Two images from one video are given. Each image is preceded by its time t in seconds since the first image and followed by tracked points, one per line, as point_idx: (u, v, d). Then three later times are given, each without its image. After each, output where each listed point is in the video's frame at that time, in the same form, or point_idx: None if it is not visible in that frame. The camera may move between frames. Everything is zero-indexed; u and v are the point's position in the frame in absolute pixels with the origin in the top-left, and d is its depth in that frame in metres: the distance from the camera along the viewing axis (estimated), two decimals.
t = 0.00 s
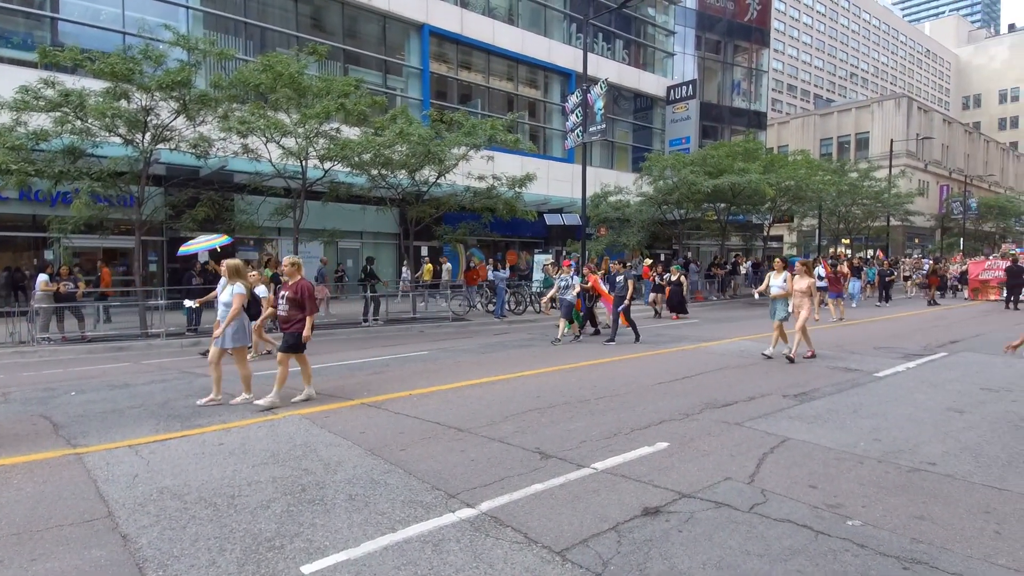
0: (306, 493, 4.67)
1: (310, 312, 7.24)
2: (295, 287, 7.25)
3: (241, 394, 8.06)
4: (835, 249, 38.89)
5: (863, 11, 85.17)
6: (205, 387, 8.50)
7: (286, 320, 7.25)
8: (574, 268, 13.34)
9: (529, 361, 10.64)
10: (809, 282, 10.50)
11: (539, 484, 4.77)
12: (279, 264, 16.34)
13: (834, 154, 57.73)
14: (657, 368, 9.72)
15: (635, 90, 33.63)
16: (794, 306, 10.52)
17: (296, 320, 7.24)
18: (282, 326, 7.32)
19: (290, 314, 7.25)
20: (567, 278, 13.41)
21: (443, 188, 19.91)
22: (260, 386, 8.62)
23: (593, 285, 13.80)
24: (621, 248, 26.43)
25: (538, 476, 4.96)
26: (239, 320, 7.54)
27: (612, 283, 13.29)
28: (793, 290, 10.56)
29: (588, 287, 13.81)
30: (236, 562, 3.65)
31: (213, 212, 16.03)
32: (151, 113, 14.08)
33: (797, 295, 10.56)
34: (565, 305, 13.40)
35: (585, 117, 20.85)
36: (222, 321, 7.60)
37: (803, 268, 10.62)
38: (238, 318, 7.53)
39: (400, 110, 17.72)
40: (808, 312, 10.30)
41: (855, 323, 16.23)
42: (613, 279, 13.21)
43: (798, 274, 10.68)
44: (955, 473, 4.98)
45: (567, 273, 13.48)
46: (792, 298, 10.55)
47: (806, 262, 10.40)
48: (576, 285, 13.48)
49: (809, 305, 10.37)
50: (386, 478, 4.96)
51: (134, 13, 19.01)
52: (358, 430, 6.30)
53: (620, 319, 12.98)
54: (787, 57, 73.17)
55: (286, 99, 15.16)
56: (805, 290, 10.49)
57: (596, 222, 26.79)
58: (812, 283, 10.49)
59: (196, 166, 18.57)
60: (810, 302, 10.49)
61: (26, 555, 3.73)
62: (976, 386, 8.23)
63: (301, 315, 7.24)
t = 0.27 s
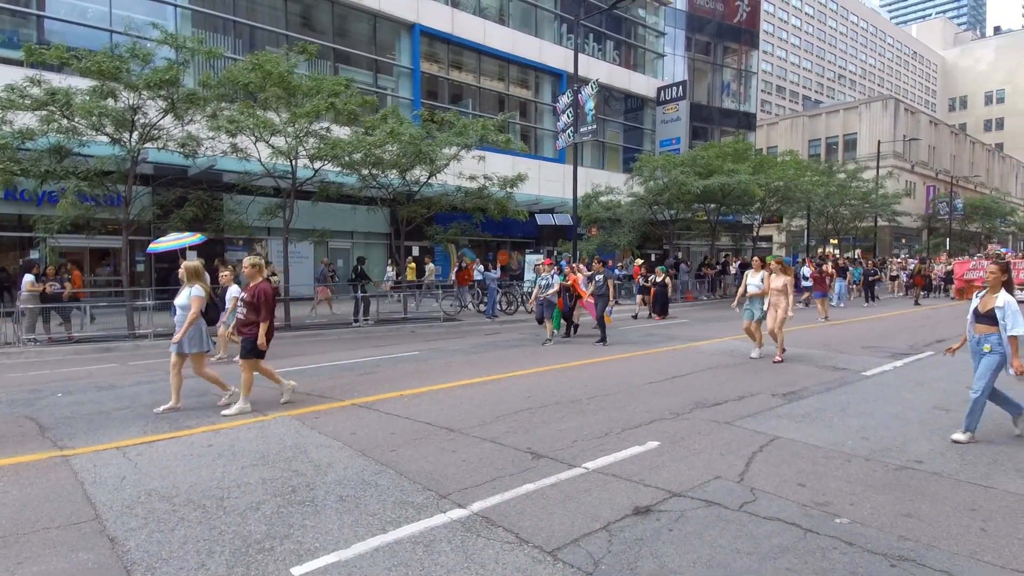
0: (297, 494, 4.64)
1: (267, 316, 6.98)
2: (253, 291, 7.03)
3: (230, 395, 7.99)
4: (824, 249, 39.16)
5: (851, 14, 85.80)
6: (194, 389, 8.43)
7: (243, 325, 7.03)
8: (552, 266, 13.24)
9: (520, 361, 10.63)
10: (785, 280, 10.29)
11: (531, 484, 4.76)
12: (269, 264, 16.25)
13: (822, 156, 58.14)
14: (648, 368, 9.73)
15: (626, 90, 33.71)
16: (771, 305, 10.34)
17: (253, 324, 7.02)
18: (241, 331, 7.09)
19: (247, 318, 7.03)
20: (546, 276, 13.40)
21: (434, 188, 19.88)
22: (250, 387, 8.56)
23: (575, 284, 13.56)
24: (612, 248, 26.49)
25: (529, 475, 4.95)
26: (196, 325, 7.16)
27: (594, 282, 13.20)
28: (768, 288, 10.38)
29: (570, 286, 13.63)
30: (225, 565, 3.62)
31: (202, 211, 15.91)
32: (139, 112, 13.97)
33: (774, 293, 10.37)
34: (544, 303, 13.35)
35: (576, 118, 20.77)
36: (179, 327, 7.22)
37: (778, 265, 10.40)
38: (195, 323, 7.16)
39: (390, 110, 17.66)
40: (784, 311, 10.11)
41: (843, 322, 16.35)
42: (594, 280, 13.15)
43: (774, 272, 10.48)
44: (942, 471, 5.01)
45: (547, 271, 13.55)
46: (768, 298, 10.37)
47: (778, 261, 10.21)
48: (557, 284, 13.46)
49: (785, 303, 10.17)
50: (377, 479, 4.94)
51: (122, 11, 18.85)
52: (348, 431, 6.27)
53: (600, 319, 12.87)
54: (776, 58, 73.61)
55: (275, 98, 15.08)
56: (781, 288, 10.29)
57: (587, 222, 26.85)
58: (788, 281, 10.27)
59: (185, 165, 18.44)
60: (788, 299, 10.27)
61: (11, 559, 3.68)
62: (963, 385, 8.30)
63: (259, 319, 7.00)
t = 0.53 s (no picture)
0: (290, 496, 4.63)
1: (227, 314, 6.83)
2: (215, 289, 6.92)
3: (221, 397, 7.95)
4: (815, 249, 39.35)
5: (842, 15, 86.26)
6: (186, 390, 8.40)
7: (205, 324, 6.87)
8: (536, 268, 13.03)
9: (513, 362, 10.63)
10: (763, 284, 10.06)
11: (525, 484, 4.76)
12: (261, 265, 16.15)
13: (814, 157, 58.44)
14: (641, 368, 9.75)
15: (619, 91, 33.78)
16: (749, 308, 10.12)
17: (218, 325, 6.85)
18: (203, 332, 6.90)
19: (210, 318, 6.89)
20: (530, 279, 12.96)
21: (427, 188, 19.85)
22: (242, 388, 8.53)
23: (558, 283, 13.72)
24: (606, 248, 26.54)
25: (523, 476, 4.95)
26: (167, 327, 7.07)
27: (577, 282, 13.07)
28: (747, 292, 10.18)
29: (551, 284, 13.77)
30: (217, 567, 3.60)
31: (193, 211, 15.82)
32: (129, 111, 13.88)
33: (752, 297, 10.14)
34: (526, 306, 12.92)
35: (570, 118, 20.79)
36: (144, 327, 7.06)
37: (756, 268, 10.18)
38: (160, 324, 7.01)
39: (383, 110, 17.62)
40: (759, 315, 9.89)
41: (834, 322, 16.45)
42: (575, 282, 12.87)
43: (753, 275, 10.25)
44: (931, 470, 5.05)
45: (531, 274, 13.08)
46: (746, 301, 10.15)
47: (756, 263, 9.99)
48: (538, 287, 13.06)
49: (761, 307, 9.94)
50: (371, 480, 4.93)
51: (112, 9, 18.75)
52: (340, 432, 6.26)
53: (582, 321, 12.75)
54: (767, 60, 73.92)
55: (267, 97, 15.02)
56: (759, 291, 10.06)
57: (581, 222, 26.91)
58: (765, 284, 10.04)
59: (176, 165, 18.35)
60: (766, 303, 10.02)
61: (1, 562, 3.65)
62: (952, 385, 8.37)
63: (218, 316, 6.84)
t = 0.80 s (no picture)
0: (284, 497, 4.61)
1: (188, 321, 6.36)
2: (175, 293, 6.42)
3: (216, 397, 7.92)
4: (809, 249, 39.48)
5: (835, 17, 86.62)
6: (180, 390, 8.37)
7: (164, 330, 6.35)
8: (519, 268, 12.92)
9: (508, 362, 10.63)
10: (742, 282, 10.03)
11: (520, 484, 4.76)
12: (255, 264, 16.09)
13: (807, 157, 58.64)
14: (636, 368, 9.77)
15: (614, 91, 33.82)
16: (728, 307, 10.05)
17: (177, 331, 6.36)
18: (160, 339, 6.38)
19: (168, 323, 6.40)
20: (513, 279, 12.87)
21: (422, 188, 19.82)
22: (238, 388, 8.52)
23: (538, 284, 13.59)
24: (600, 248, 26.57)
25: (518, 476, 4.95)
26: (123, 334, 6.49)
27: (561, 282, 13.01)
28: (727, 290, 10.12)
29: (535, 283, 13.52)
30: (212, 568, 3.59)
31: (187, 211, 15.74)
32: (122, 110, 13.81)
33: (731, 295, 10.08)
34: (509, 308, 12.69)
35: (564, 118, 20.85)
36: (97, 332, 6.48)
37: (736, 267, 10.14)
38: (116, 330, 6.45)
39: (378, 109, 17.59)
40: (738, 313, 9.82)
41: (828, 322, 16.50)
42: (560, 283, 12.68)
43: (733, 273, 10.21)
44: (924, 469, 5.07)
45: (513, 273, 12.94)
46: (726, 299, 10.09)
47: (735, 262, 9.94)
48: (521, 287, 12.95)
49: (741, 305, 9.87)
50: (366, 481, 4.92)
51: (105, 8, 18.66)
52: (335, 433, 6.24)
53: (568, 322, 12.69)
54: (761, 61, 74.12)
55: (261, 96, 14.96)
56: (738, 289, 10.01)
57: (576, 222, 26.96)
58: (744, 283, 10.00)
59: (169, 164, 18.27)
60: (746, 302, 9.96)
61: None
62: (945, 384, 8.41)
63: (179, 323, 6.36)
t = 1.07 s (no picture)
0: (280, 497, 4.61)
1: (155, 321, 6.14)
2: (140, 292, 6.20)
3: (212, 397, 7.90)
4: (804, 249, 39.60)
5: (829, 18, 86.96)
6: (175, 391, 8.35)
7: (127, 329, 6.10)
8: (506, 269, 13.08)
9: (504, 362, 10.63)
10: (726, 285, 9.97)
11: (516, 484, 4.77)
12: (250, 265, 16.03)
13: (802, 157, 58.81)
14: (632, 368, 9.78)
15: (610, 91, 33.86)
16: (711, 308, 9.96)
17: (138, 329, 6.09)
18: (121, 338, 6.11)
19: (132, 323, 6.11)
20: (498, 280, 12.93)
21: (418, 188, 19.80)
22: (234, 388, 8.50)
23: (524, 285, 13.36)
24: (596, 248, 26.59)
25: (515, 476, 4.96)
26: (79, 332, 6.34)
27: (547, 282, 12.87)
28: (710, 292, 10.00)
29: (521, 284, 13.23)
30: (207, 569, 3.59)
31: (181, 211, 15.67)
32: (116, 110, 13.75)
33: (714, 297, 10.00)
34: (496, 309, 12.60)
35: (560, 118, 20.86)
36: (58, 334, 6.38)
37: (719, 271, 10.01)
38: (75, 330, 6.31)
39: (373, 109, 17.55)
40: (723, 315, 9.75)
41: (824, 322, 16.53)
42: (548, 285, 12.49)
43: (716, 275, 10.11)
44: (918, 468, 5.10)
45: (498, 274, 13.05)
46: (709, 300, 9.98)
47: (720, 263, 9.82)
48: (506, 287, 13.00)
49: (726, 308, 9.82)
50: (362, 481, 4.91)
51: (99, 7, 18.59)
52: (331, 433, 6.23)
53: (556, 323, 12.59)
54: (756, 62, 74.32)
55: (256, 96, 14.92)
56: (722, 292, 9.96)
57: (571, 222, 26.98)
58: (728, 286, 9.96)
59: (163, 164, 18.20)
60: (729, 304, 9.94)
61: None
62: (940, 383, 8.45)
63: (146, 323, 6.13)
